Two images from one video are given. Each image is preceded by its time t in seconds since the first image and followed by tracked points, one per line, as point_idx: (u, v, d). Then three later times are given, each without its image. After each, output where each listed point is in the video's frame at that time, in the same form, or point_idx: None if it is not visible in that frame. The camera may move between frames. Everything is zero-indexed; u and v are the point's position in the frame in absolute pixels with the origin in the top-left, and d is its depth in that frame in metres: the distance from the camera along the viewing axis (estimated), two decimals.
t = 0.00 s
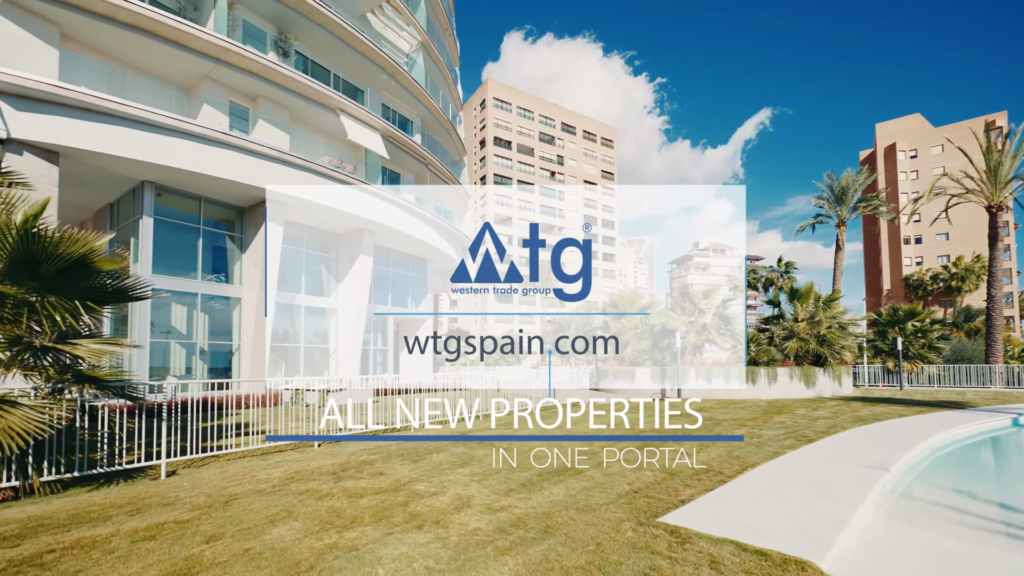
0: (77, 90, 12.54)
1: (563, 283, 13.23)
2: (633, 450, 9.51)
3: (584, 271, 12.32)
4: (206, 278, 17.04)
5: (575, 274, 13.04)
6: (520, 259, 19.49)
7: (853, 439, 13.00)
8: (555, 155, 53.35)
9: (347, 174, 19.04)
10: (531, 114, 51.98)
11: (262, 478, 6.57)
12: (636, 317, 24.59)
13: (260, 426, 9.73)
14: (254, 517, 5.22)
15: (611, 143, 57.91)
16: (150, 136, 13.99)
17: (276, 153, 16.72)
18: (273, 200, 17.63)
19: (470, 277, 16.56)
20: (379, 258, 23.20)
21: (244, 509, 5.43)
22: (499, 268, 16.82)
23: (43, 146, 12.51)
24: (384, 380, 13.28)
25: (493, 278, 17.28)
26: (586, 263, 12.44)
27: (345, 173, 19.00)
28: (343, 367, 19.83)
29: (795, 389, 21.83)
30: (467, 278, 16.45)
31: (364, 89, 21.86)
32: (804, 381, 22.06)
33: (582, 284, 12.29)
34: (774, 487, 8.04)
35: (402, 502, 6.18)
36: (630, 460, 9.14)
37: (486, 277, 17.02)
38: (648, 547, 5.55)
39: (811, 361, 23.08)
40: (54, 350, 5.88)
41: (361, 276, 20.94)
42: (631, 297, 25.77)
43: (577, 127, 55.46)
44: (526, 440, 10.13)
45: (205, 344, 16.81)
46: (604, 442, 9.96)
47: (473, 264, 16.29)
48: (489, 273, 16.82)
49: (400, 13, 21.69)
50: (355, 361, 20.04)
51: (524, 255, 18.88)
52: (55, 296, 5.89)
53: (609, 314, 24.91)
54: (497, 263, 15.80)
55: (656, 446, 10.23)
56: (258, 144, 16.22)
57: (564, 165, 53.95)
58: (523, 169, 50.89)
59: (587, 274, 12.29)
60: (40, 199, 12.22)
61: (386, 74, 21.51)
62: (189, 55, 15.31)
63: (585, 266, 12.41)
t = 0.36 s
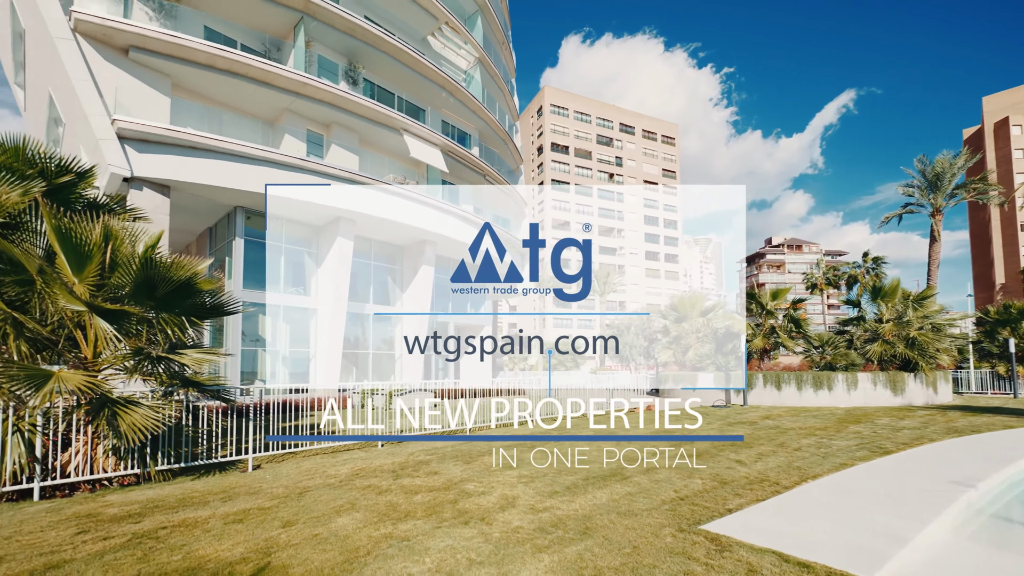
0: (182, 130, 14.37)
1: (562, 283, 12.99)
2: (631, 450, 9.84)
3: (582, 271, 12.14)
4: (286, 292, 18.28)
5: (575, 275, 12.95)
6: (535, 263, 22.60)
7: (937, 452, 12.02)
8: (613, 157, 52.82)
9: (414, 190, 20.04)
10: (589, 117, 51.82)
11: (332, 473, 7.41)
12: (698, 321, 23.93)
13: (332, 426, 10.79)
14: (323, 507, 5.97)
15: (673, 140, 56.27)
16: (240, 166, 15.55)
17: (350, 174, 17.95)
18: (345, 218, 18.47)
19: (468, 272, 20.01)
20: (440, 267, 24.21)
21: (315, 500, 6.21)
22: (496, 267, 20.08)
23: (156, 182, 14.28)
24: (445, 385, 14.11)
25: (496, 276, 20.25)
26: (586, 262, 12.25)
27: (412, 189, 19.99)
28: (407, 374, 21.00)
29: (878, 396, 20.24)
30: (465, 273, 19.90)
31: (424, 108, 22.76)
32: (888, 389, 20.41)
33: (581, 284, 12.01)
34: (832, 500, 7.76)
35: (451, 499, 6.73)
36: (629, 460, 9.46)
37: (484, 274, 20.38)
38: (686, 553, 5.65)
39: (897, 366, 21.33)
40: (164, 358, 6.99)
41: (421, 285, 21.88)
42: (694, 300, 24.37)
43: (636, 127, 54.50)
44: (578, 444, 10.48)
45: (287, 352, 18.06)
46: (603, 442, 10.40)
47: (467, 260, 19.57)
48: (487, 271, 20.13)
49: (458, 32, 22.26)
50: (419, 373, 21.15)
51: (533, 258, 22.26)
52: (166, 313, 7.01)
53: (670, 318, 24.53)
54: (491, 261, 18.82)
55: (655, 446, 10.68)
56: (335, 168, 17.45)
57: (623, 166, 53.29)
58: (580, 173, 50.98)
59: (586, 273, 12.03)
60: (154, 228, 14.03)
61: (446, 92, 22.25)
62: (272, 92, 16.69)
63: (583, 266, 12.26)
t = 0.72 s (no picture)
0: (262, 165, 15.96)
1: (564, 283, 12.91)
2: (631, 450, 10.80)
3: (582, 271, 12.11)
4: (353, 308, 19.50)
5: (576, 274, 12.94)
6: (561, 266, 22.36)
7: None
8: (671, 162, 51.65)
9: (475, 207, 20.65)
10: (645, 123, 51.15)
11: (392, 477, 8.08)
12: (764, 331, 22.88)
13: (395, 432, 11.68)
14: (382, 507, 6.59)
15: (736, 140, 54.02)
16: (314, 195, 16.90)
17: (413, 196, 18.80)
18: (406, 237, 19.34)
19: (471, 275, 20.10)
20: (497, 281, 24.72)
21: (376, 501, 6.84)
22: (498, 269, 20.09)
23: (244, 212, 15.97)
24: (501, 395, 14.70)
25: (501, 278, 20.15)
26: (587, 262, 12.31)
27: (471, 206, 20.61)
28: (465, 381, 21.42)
29: (975, 411, 18.28)
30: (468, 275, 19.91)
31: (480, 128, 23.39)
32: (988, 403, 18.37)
33: (581, 284, 11.88)
34: (899, 521, 7.32)
35: (499, 505, 7.13)
36: (628, 459, 10.41)
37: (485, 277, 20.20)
38: (726, 566, 5.65)
39: (1000, 377, 19.10)
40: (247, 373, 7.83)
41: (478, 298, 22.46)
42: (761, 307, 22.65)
43: (695, 130, 53.00)
44: (628, 456, 10.62)
45: (354, 363, 18.88)
46: (622, 447, 11.18)
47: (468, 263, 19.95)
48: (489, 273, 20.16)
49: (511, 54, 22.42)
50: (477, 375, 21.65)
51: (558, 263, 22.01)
52: (251, 331, 8.01)
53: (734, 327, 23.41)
54: (490, 261, 18.57)
55: (691, 456, 11.08)
56: (401, 192, 18.37)
57: (682, 170, 51.95)
58: (637, 180, 50.39)
59: (586, 274, 11.96)
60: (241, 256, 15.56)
61: (500, 112, 22.60)
62: (341, 125, 17.89)
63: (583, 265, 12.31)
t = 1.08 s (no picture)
0: (318, 191, 16.76)
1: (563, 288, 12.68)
2: (646, 458, 11.21)
3: (583, 271, 12.26)
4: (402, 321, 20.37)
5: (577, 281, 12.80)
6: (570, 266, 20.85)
7: None
8: (719, 165, 50.28)
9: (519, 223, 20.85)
10: (690, 128, 50.21)
11: (435, 483, 8.64)
12: (820, 339, 21.79)
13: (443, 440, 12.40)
14: (424, 511, 7.13)
15: (788, 139, 51.84)
16: (365, 217, 17.72)
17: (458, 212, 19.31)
18: (452, 252, 19.75)
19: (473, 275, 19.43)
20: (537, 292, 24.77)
21: (417, 505, 7.40)
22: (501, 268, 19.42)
23: (303, 235, 16.53)
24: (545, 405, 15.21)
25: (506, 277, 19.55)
26: (588, 263, 12.49)
27: (513, 221, 20.94)
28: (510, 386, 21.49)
29: None
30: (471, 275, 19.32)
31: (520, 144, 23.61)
32: None
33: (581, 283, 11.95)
34: (950, 537, 7.01)
35: (532, 511, 7.50)
36: (659, 469, 10.62)
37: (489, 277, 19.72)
38: None
39: None
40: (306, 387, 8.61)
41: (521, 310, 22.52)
42: (815, 314, 21.55)
43: (743, 131, 51.40)
44: (667, 469, 10.70)
45: (404, 374, 19.80)
46: (659, 460, 11.29)
47: (470, 263, 19.43)
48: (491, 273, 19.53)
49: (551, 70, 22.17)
50: (520, 380, 21.79)
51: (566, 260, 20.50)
52: (309, 348, 8.77)
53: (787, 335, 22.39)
54: (491, 261, 18.32)
55: (732, 468, 11.05)
56: (446, 210, 18.88)
57: (731, 173, 50.42)
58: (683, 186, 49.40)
59: (587, 274, 12.06)
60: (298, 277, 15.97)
61: (540, 127, 22.49)
62: (389, 150, 18.71)
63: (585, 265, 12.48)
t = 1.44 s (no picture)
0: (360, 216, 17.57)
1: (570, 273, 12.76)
2: (677, 477, 11.18)
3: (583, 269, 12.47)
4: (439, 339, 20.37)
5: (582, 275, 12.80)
6: (572, 269, 20.58)
7: None
8: (761, 173, 49.03)
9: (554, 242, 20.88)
10: (728, 137, 49.33)
11: (467, 497, 9.04)
12: (871, 352, 20.81)
13: (478, 456, 12.85)
14: (454, 523, 7.52)
15: (835, 143, 49.94)
16: (408, 241, 18.01)
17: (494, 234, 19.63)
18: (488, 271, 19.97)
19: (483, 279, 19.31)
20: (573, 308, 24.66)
21: (449, 517, 7.79)
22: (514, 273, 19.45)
23: (349, 259, 17.34)
24: (580, 422, 15.38)
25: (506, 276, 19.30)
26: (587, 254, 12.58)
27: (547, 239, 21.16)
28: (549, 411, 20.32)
29: None
30: (470, 274, 18.93)
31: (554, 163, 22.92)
32: None
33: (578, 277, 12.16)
34: (997, 559, 6.70)
35: (558, 525, 7.74)
36: (690, 487, 10.61)
37: (489, 275, 19.44)
38: None
39: None
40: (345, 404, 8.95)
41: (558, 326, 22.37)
42: (866, 325, 20.65)
43: (785, 138, 49.91)
44: (699, 487, 10.66)
45: (442, 391, 19.75)
46: (692, 478, 11.25)
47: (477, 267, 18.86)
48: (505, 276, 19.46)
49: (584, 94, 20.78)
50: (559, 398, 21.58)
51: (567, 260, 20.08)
52: (352, 368, 9.34)
53: (835, 348, 21.49)
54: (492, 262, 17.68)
55: (768, 487, 10.87)
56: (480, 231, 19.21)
57: (774, 181, 48.96)
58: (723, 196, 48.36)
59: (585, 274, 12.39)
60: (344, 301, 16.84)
61: (574, 147, 21.79)
62: (425, 175, 18.74)
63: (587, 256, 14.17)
